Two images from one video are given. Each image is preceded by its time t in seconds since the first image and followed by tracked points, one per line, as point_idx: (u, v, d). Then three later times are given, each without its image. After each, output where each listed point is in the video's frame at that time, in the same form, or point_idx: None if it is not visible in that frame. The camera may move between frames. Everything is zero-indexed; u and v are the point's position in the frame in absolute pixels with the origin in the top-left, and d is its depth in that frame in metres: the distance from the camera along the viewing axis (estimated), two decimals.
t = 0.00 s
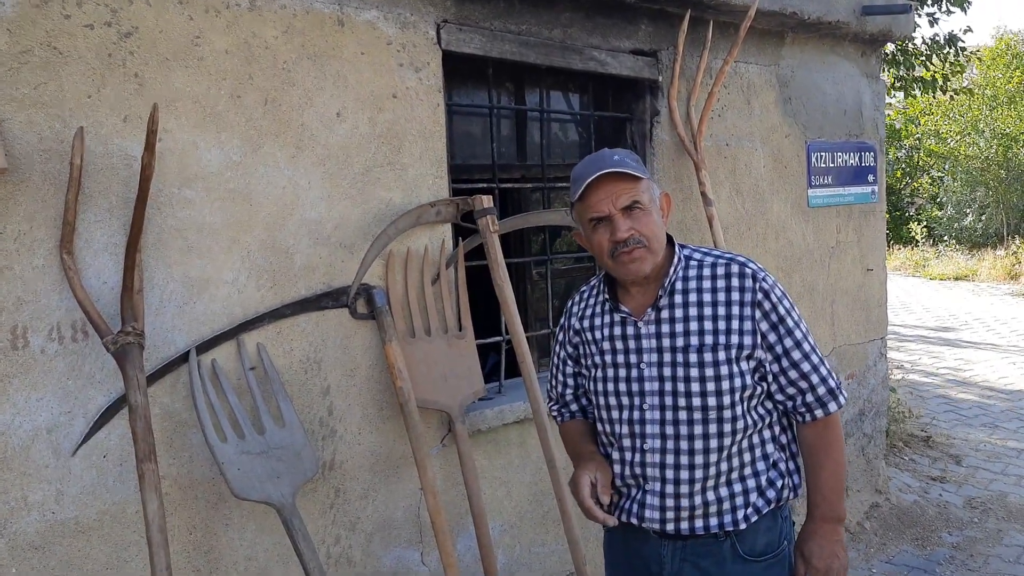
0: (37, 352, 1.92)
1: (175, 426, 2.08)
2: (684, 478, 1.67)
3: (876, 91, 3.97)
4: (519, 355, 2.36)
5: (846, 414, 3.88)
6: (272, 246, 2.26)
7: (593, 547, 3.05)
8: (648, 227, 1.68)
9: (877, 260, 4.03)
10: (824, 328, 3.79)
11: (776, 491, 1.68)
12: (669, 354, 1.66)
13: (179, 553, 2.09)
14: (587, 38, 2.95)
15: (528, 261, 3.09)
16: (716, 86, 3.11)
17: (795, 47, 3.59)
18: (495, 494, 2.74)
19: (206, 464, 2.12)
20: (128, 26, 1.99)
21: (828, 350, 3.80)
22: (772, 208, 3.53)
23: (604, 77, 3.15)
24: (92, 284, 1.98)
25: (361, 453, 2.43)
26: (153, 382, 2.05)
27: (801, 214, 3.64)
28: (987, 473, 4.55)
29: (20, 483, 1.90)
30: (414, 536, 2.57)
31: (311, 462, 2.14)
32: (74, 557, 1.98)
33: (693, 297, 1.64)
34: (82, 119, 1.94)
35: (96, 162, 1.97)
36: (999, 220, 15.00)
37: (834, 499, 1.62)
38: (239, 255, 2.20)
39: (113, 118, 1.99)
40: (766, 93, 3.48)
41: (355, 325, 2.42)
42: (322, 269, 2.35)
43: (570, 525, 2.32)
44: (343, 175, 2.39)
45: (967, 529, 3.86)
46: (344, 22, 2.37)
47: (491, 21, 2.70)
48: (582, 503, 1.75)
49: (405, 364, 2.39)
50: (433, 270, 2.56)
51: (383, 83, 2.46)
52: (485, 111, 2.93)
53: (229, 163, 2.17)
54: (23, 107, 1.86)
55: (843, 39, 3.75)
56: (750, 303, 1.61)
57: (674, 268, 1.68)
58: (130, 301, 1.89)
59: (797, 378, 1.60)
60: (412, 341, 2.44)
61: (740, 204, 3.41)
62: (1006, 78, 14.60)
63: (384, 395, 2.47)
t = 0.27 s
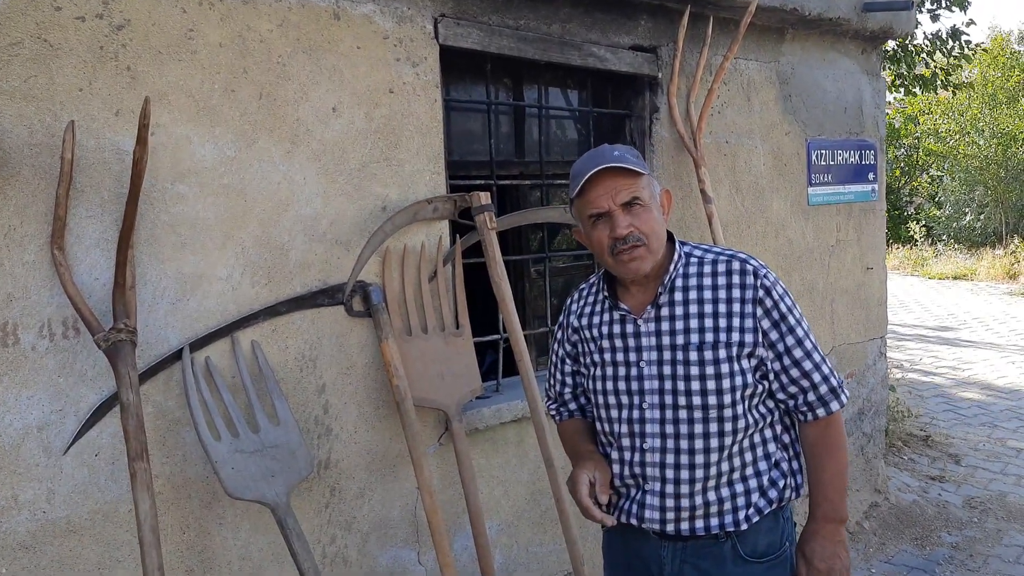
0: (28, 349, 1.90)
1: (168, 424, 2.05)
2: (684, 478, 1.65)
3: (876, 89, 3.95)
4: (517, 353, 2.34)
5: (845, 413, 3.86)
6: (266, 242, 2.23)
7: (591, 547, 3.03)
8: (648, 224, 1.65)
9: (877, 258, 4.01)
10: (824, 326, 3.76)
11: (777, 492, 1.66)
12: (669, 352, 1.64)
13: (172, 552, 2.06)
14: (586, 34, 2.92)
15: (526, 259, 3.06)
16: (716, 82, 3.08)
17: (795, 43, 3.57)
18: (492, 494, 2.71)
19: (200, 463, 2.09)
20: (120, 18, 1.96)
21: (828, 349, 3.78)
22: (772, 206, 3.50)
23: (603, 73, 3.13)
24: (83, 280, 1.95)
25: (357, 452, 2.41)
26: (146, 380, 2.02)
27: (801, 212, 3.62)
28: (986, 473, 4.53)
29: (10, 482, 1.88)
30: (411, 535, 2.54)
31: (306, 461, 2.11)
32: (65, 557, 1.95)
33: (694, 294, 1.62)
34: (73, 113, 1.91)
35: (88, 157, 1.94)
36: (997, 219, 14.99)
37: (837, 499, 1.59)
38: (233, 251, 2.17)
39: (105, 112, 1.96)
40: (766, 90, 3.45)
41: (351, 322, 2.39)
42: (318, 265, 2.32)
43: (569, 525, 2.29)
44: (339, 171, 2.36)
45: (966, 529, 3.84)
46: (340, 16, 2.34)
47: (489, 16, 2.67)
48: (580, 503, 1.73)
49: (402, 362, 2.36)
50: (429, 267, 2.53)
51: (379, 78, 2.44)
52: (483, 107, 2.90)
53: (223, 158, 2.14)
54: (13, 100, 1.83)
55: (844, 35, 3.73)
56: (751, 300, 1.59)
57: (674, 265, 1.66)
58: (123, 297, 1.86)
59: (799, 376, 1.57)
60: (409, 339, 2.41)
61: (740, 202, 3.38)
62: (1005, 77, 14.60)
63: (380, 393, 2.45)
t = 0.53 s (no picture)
0: (20, 348, 1.88)
1: (161, 424, 2.04)
2: (680, 478, 1.63)
3: (876, 87, 3.93)
4: (514, 352, 2.33)
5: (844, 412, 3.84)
6: (261, 241, 2.21)
7: (588, 547, 3.02)
8: (647, 222, 1.64)
9: (876, 257, 3.99)
10: (822, 326, 3.75)
11: (776, 493, 1.65)
12: (666, 351, 1.63)
13: (166, 553, 2.05)
14: (584, 31, 2.91)
15: (524, 257, 3.05)
16: (715, 80, 3.06)
17: (795, 41, 3.55)
18: (489, 494, 2.70)
19: (193, 462, 2.08)
20: (114, 15, 1.94)
21: (826, 348, 3.77)
22: (770, 204, 3.49)
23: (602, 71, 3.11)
24: (76, 278, 1.93)
25: (353, 452, 2.39)
26: (139, 379, 2.00)
27: (800, 210, 3.61)
28: (985, 473, 4.53)
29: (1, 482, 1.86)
30: (406, 535, 2.53)
31: (301, 461, 2.09)
32: (57, 558, 1.94)
33: (692, 293, 1.61)
34: (65, 110, 1.89)
35: (81, 154, 1.92)
36: (997, 218, 14.98)
37: (835, 502, 1.58)
38: (227, 250, 2.15)
39: (98, 109, 1.94)
40: (765, 88, 3.44)
41: (346, 321, 2.38)
42: (313, 264, 2.31)
43: (565, 526, 2.28)
44: (335, 169, 2.34)
45: (965, 528, 3.83)
46: (336, 12, 2.33)
47: (486, 13, 2.66)
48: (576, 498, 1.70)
49: (398, 362, 2.34)
50: (426, 266, 2.51)
51: (376, 75, 2.42)
52: (480, 104, 2.88)
53: (217, 156, 2.12)
54: (4, 97, 1.82)
55: (843, 33, 3.71)
56: (750, 299, 1.57)
57: (672, 264, 1.65)
58: (115, 296, 1.84)
59: (797, 376, 1.56)
60: (405, 338, 2.39)
61: (738, 201, 3.37)
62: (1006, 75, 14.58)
63: (376, 392, 2.43)
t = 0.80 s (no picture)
0: (21, 348, 1.88)
1: (163, 424, 2.04)
2: (682, 476, 1.63)
3: (876, 86, 3.93)
4: (515, 352, 2.33)
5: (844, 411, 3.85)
6: (262, 240, 2.21)
7: (589, 546, 3.02)
8: (649, 221, 1.64)
9: (876, 256, 4.00)
10: (822, 324, 3.76)
11: (778, 492, 1.65)
12: (667, 349, 1.63)
13: (167, 552, 2.06)
14: (585, 31, 2.91)
15: (525, 257, 3.05)
16: (716, 79, 3.06)
17: (795, 40, 3.55)
18: (490, 493, 2.71)
19: (195, 462, 2.08)
20: (115, 15, 1.94)
21: (826, 347, 3.78)
22: (770, 203, 3.49)
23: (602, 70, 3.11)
24: (78, 278, 1.94)
25: (354, 451, 2.40)
26: (141, 379, 2.00)
27: (800, 209, 3.61)
28: (984, 471, 4.53)
29: (3, 481, 1.86)
30: (408, 534, 2.54)
31: (302, 461, 2.10)
32: (59, 557, 1.94)
33: (693, 292, 1.61)
34: (66, 111, 1.90)
35: (82, 154, 1.93)
36: (997, 216, 14.97)
37: (836, 501, 1.58)
38: (228, 249, 2.16)
39: (99, 110, 1.94)
40: (765, 87, 3.44)
41: (347, 321, 2.38)
42: (314, 264, 2.31)
43: (566, 524, 2.29)
44: (336, 169, 2.34)
45: (965, 527, 3.84)
46: (337, 12, 2.33)
47: (486, 12, 2.66)
48: (579, 497, 1.71)
49: (399, 361, 2.35)
50: (427, 265, 2.52)
51: (376, 75, 2.42)
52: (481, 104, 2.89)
53: (218, 156, 2.13)
54: (6, 98, 1.82)
55: (843, 32, 3.71)
56: (751, 297, 1.58)
57: (673, 263, 1.65)
58: (117, 296, 1.84)
59: (798, 375, 1.56)
60: (406, 338, 2.40)
61: (739, 200, 3.37)
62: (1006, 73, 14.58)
63: (377, 392, 2.44)
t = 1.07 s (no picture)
0: (21, 343, 1.88)
1: (163, 420, 2.04)
2: (684, 471, 1.64)
3: (877, 81, 3.93)
4: (515, 347, 2.32)
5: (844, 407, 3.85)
6: (262, 235, 2.21)
7: (590, 542, 3.02)
8: (654, 213, 1.64)
9: (877, 252, 3.99)
10: (823, 320, 3.75)
11: (782, 488, 1.65)
12: (670, 343, 1.63)
13: (168, 548, 2.05)
14: (585, 26, 2.90)
15: (525, 252, 3.04)
16: (716, 74, 3.06)
17: (796, 36, 3.54)
18: (490, 489, 2.70)
19: (196, 457, 2.08)
20: (114, 9, 1.94)
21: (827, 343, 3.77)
22: (771, 199, 3.49)
23: (603, 65, 3.10)
24: (77, 273, 1.93)
25: (354, 447, 2.40)
26: (141, 374, 2.00)
27: (801, 205, 3.61)
28: (985, 467, 4.53)
29: (3, 477, 1.86)
30: (408, 530, 2.53)
31: (302, 456, 2.09)
32: (60, 553, 1.94)
33: (697, 285, 1.61)
34: (66, 105, 1.89)
35: (81, 149, 1.92)
36: (997, 213, 14.96)
37: (837, 493, 1.54)
38: (228, 244, 2.15)
39: (99, 104, 1.94)
40: (766, 83, 3.43)
41: (348, 316, 2.38)
42: (315, 259, 2.31)
43: (568, 521, 2.27)
44: (336, 163, 2.34)
45: (965, 523, 3.84)
46: (337, 7, 2.32)
47: (487, 7, 2.65)
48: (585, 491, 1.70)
49: (400, 356, 2.34)
50: (427, 260, 2.51)
51: (377, 69, 2.41)
52: (481, 99, 2.88)
53: (218, 151, 2.12)
54: (5, 91, 1.81)
55: (844, 28, 3.71)
56: (755, 291, 1.57)
57: (677, 256, 1.65)
58: (117, 290, 1.84)
59: (803, 370, 1.54)
60: (406, 333, 2.39)
61: (739, 196, 3.36)
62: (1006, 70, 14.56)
63: (377, 387, 2.43)
